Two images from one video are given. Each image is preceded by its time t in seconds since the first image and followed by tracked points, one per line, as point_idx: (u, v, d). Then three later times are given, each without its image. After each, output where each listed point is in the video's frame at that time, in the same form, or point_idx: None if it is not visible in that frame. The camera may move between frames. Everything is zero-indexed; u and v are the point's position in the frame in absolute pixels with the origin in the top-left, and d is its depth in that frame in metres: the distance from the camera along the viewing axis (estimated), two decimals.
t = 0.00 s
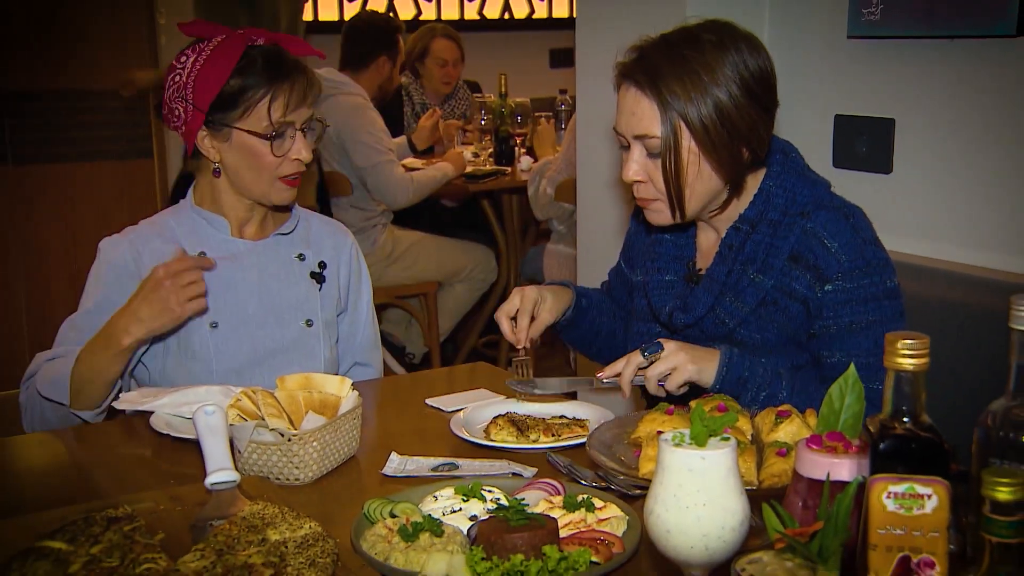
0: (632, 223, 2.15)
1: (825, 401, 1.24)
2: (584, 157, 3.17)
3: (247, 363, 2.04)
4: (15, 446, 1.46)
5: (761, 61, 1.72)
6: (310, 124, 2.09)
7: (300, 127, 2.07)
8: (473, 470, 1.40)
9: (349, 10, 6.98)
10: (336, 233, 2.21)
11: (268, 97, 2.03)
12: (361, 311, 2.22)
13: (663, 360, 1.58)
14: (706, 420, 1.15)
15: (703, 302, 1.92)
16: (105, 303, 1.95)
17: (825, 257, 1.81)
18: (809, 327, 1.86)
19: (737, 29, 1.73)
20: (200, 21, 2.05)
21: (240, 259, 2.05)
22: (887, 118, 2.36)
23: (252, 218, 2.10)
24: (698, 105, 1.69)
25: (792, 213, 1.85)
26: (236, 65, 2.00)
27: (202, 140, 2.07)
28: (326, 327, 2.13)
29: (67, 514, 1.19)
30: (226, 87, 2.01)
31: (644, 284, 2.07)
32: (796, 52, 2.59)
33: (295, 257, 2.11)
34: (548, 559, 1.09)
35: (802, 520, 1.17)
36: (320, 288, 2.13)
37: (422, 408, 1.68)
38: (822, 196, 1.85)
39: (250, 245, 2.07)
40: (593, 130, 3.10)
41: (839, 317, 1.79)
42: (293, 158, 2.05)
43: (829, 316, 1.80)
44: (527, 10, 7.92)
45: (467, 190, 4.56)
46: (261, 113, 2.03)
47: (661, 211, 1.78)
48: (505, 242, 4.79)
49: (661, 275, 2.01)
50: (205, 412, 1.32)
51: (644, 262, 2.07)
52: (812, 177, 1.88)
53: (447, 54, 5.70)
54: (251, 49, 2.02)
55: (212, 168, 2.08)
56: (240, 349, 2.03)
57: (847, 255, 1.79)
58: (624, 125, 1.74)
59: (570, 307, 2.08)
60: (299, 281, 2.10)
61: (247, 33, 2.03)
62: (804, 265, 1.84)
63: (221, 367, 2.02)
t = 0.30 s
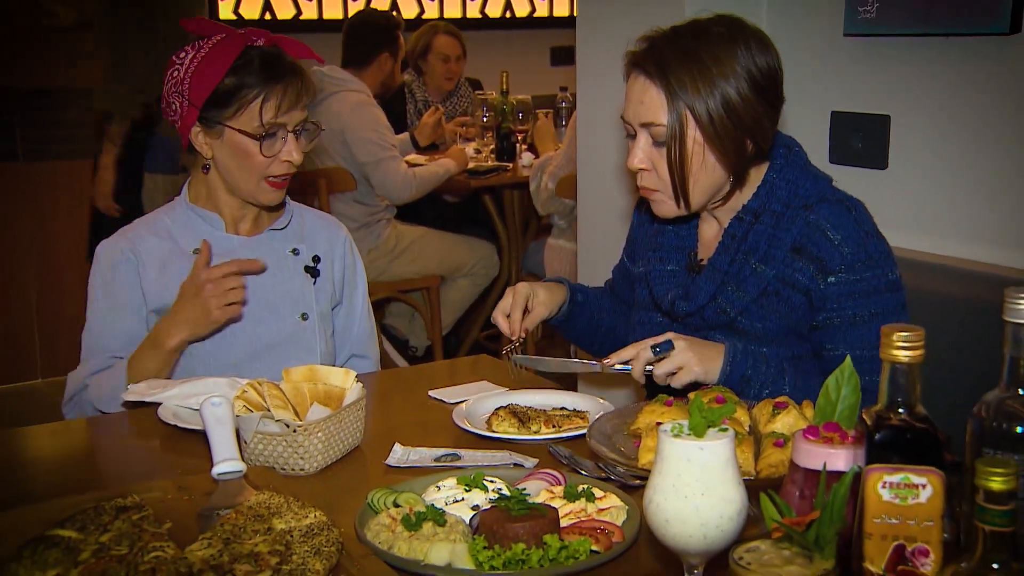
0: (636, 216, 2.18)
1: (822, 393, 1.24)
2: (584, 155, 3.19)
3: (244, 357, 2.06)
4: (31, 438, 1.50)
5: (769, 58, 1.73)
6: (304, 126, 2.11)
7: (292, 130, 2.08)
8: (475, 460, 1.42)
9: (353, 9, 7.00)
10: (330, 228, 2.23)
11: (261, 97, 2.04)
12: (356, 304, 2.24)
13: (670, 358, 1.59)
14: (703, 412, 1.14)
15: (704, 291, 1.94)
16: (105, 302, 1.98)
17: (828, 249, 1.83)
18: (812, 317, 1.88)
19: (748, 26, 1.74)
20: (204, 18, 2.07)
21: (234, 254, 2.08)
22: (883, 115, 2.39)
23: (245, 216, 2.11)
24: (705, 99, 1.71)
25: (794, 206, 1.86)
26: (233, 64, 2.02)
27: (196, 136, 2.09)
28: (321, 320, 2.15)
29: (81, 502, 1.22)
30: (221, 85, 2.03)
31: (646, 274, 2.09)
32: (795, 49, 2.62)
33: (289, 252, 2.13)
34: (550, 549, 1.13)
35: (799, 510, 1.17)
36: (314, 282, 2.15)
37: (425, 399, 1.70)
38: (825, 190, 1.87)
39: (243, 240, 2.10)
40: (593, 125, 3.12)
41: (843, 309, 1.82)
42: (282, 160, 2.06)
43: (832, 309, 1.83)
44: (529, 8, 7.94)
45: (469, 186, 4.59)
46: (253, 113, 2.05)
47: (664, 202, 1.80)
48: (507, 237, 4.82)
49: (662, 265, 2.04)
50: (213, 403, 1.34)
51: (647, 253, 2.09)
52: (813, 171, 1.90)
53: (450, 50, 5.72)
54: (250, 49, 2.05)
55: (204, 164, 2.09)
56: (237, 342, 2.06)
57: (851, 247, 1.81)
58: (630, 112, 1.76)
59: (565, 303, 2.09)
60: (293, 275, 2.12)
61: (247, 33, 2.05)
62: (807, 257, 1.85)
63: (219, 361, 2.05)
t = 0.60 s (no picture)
0: (644, 208, 2.20)
1: (819, 387, 1.27)
2: (585, 152, 3.21)
3: (253, 355, 2.08)
4: (41, 429, 1.53)
5: (780, 58, 1.75)
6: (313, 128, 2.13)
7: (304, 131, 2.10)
8: (477, 452, 1.44)
9: (356, 8, 7.02)
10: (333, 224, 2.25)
11: (275, 99, 2.06)
12: (361, 300, 2.27)
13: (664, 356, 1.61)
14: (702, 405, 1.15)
15: (710, 286, 1.95)
16: (115, 302, 2.00)
17: (832, 246, 1.85)
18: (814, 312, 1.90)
19: (760, 26, 1.76)
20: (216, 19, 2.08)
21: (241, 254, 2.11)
22: (878, 113, 2.43)
23: (253, 212, 2.14)
24: (716, 96, 1.73)
25: (800, 202, 1.88)
26: (246, 65, 2.04)
27: (207, 136, 2.10)
28: (327, 316, 2.17)
29: (89, 493, 1.25)
30: (232, 88, 2.05)
31: (653, 269, 2.10)
32: (795, 47, 2.64)
33: (295, 249, 2.15)
34: (550, 539, 1.15)
35: (795, 501, 1.19)
36: (320, 279, 2.17)
37: (428, 393, 1.72)
38: (830, 187, 1.89)
39: (249, 238, 2.12)
40: (593, 123, 3.14)
41: (843, 305, 1.83)
42: (295, 161, 2.09)
43: (833, 304, 1.84)
44: (530, 9, 7.95)
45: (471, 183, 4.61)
46: (267, 116, 2.07)
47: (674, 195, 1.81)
48: (508, 233, 4.84)
49: (669, 259, 2.05)
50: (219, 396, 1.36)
51: (654, 248, 2.11)
52: (819, 169, 1.92)
53: (453, 48, 5.74)
54: (261, 50, 2.06)
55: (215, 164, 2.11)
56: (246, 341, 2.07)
57: (853, 244, 1.83)
58: (640, 107, 1.78)
59: (573, 310, 2.11)
60: (300, 272, 2.14)
61: (258, 34, 2.07)
62: (810, 252, 1.87)
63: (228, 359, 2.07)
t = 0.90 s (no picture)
0: (644, 202, 2.21)
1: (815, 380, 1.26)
2: (584, 150, 3.23)
3: (260, 355, 2.09)
4: (47, 424, 1.57)
5: (781, 59, 1.77)
6: (316, 128, 2.14)
7: (306, 130, 2.11)
8: (478, 446, 1.46)
9: (358, 8, 7.04)
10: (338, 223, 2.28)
11: (277, 95, 2.08)
12: (364, 299, 2.29)
13: (647, 345, 1.65)
14: (701, 400, 1.16)
15: (710, 280, 1.97)
16: (121, 301, 2.02)
17: (827, 240, 1.86)
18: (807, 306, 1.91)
19: (763, 27, 1.77)
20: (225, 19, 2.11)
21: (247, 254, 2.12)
22: (873, 111, 2.45)
23: (254, 215, 2.15)
24: (716, 95, 1.75)
25: (799, 198, 1.90)
26: (249, 61, 2.06)
27: (210, 131, 2.12)
28: (331, 315, 2.19)
29: (98, 486, 1.28)
30: (237, 82, 2.07)
31: (654, 263, 2.12)
32: (793, 46, 2.66)
33: (300, 248, 2.18)
34: (550, 532, 1.16)
35: (792, 494, 1.18)
36: (325, 278, 2.19)
37: (430, 388, 1.74)
38: (827, 184, 1.91)
39: (255, 238, 2.14)
40: (592, 120, 3.15)
41: (832, 297, 1.85)
42: (295, 159, 2.09)
43: (822, 297, 1.86)
44: (530, 8, 7.98)
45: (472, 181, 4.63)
46: (267, 112, 2.08)
47: (673, 189, 1.83)
48: (508, 230, 4.86)
49: (672, 253, 2.06)
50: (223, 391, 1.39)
51: (655, 243, 2.13)
52: (819, 167, 1.93)
53: (455, 47, 5.76)
54: (268, 49, 2.08)
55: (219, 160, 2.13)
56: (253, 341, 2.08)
57: (848, 238, 1.85)
58: (642, 104, 1.80)
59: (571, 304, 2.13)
60: (305, 271, 2.16)
61: (267, 34, 2.09)
62: (806, 247, 1.89)
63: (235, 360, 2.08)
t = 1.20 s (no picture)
0: (638, 196, 2.22)
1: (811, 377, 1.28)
2: (583, 149, 3.24)
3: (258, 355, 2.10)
4: (55, 419, 1.60)
5: (774, 58, 1.79)
6: (321, 133, 2.14)
7: (310, 131, 2.12)
8: (478, 442, 1.48)
9: (360, 10, 7.05)
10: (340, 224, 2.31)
11: (285, 92, 2.10)
12: (365, 300, 2.31)
13: (640, 338, 1.65)
14: (699, 395, 1.13)
15: (705, 277, 1.99)
16: (123, 300, 2.03)
17: (819, 235, 1.88)
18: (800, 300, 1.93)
19: (754, 27, 1.80)
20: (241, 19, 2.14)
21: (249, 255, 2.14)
22: (870, 111, 2.48)
23: (257, 213, 2.17)
24: (712, 95, 1.76)
25: (792, 195, 1.92)
26: (264, 58, 2.08)
27: (217, 123, 2.14)
28: (331, 315, 2.21)
29: (102, 480, 1.30)
30: (248, 77, 2.09)
31: (649, 260, 2.14)
32: (794, 46, 2.68)
33: (302, 249, 2.19)
34: (550, 526, 1.18)
35: (789, 489, 1.17)
36: (326, 278, 2.21)
37: (431, 384, 1.76)
38: (821, 181, 1.93)
39: (258, 238, 2.15)
40: (592, 119, 3.17)
41: (824, 290, 1.86)
42: (295, 158, 2.10)
43: (813, 290, 1.88)
44: (530, 10, 7.99)
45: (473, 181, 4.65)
46: (274, 106, 2.10)
47: (671, 191, 1.83)
48: (509, 229, 4.89)
49: (667, 251, 2.09)
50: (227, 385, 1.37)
51: (650, 239, 2.15)
52: (812, 164, 1.95)
53: (457, 51, 5.78)
54: (285, 50, 2.11)
55: (223, 153, 2.15)
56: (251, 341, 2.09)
57: (840, 233, 1.87)
58: (639, 107, 1.81)
59: (565, 297, 2.16)
60: (306, 271, 2.18)
61: (285, 38, 2.12)
62: (799, 242, 1.91)
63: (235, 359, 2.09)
